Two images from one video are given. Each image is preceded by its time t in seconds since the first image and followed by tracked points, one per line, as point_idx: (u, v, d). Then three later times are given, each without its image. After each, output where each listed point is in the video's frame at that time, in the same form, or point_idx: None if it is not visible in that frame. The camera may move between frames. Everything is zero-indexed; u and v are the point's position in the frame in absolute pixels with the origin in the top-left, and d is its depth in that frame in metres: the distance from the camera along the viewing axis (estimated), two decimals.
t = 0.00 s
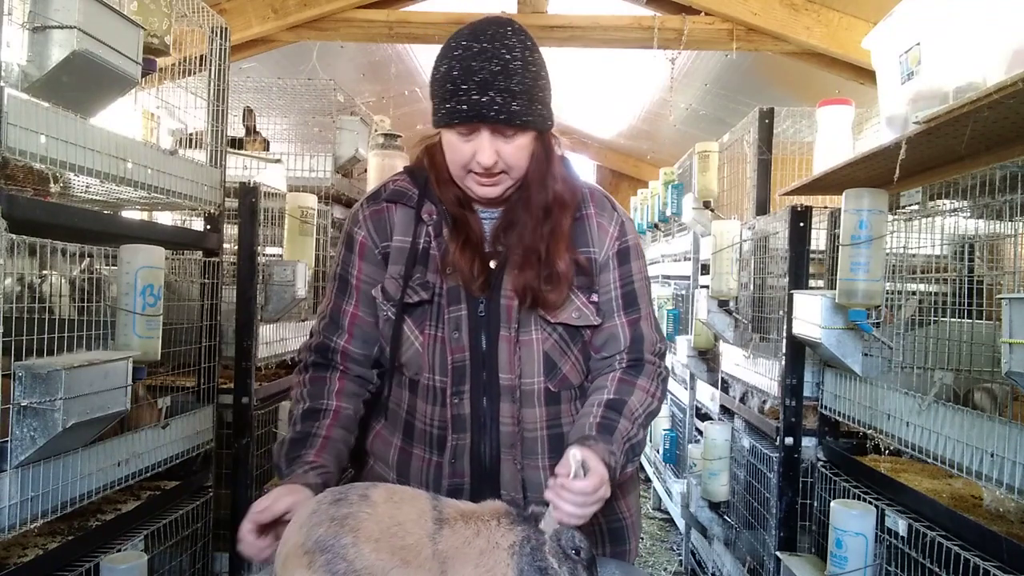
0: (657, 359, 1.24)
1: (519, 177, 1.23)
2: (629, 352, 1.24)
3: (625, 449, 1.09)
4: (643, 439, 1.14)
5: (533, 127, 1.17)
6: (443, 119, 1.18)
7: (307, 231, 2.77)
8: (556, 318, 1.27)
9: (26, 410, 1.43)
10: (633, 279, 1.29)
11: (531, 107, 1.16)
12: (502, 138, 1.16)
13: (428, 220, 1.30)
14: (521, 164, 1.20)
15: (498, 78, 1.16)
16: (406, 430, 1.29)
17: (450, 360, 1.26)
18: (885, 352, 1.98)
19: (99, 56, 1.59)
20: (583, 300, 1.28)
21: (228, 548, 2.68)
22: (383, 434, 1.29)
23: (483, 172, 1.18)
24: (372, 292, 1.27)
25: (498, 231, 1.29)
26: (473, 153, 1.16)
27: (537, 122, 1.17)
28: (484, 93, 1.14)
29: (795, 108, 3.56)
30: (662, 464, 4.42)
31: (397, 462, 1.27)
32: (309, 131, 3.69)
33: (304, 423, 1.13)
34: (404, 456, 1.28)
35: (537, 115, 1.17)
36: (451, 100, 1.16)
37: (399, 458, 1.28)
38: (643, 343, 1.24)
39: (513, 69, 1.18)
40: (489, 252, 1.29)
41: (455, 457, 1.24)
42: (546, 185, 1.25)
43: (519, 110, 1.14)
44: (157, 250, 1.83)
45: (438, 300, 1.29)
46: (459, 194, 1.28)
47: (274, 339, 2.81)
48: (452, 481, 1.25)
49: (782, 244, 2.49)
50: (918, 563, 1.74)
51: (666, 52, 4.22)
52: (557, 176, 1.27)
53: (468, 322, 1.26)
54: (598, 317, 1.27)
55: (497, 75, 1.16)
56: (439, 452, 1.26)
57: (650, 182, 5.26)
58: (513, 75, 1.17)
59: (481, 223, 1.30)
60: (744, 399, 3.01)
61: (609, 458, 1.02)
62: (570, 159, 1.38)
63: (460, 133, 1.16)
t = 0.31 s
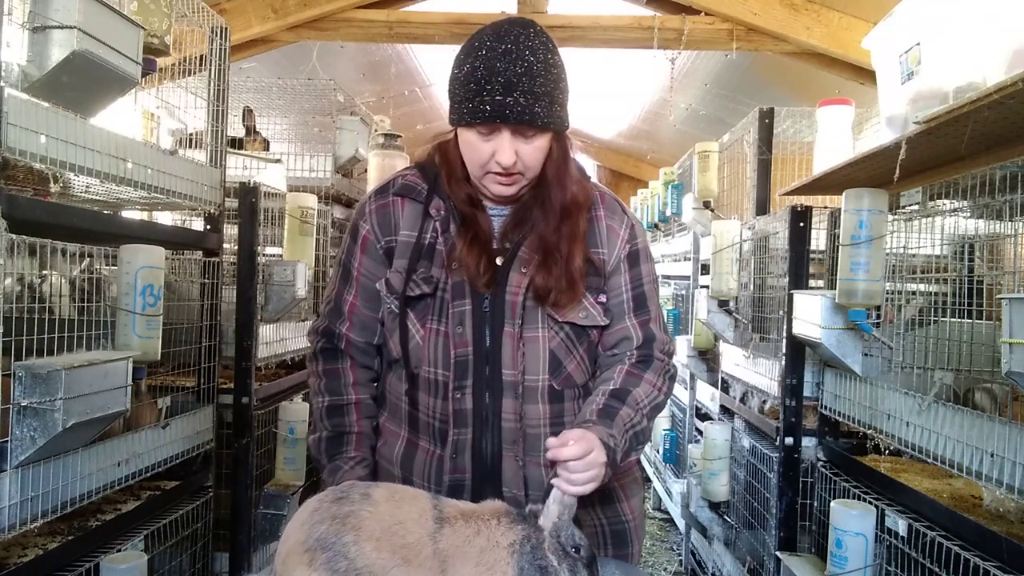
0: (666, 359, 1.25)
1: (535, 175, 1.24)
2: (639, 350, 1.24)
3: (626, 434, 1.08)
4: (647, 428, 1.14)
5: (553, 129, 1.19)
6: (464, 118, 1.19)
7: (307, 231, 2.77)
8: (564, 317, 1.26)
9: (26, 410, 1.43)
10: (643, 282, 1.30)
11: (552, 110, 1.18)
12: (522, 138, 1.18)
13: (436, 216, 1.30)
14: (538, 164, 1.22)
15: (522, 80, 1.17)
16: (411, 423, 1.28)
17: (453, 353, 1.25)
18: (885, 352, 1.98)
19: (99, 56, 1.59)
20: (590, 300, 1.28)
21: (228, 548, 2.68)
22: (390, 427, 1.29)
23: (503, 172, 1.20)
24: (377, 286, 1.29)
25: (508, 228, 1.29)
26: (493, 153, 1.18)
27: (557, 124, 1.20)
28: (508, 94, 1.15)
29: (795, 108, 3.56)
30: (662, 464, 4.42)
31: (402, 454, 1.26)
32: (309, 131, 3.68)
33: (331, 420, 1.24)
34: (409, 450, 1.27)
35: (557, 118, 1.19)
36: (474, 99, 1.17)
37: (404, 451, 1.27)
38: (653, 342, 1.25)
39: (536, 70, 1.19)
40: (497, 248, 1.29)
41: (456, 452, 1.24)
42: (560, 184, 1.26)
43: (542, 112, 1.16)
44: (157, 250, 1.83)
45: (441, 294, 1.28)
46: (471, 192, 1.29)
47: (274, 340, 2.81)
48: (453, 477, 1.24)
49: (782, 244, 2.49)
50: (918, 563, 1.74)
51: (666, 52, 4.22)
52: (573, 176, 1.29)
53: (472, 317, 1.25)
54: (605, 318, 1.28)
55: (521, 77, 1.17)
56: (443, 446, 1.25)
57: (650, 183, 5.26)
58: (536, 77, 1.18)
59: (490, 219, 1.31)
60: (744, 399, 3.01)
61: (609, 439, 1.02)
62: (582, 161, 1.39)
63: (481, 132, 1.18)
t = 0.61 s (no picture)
0: (675, 358, 1.27)
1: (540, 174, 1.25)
2: (650, 348, 1.26)
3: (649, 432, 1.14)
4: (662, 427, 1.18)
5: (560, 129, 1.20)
6: (472, 117, 1.20)
7: (307, 231, 2.77)
8: (565, 314, 1.27)
9: (26, 410, 1.43)
10: (649, 282, 1.31)
11: (560, 110, 1.19)
12: (530, 137, 1.19)
13: (441, 213, 1.31)
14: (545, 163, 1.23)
15: (530, 80, 1.18)
16: (413, 420, 1.28)
17: (454, 349, 1.25)
18: (885, 351, 1.98)
19: (99, 56, 1.59)
20: (593, 299, 1.29)
21: (228, 548, 2.68)
22: (393, 423, 1.29)
23: (510, 171, 1.20)
24: (380, 282, 1.30)
25: (512, 225, 1.30)
26: (501, 151, 1.19)
27: (564, 124, 1.21)
28: (516, 94, 1.16)
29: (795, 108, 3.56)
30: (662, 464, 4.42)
31: (403, 451, 1.26)
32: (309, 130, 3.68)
33: (336, 407, 1.24)
34: (411, 446, 1.26)
35: (564, 118, 1.20)
36: (483, 100, 1.18)
37: (406, 448, 1.27)
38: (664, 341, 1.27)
39: (544, 70, 1.20)
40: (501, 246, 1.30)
41: (456, 447, 1.23)
42: (565, 182, 1.27)
43: (549, 113, 1.17)
44: (157, 250, 1.83)
45: (444, 291, 1.29)
46: (476, 193, 1.30)
47: (274, 340, 2.80)
48: (453, 473, 1.23)
49: (782, 244, 2.49)
50: (918, 563, 1.74)
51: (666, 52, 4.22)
52: (579, 176, 1.30)
53: (473, 312, 1.25)
54: (607, 317, 1.29)
55: (529, 77, 1.18)
56: (443, 442, 1.25)
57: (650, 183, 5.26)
58: (544, 77, 1.19)
59: (495, 218, 1.31)
60: (744, 399, 3.01)
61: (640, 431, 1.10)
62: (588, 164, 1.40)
63: (489, 131, 1.19)
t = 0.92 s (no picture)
0: (658, 364, 1.23)
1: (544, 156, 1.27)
2: (628, 355, 1.24)
3: (606, 470, 1.07)
4: (631, 454, 1.13)
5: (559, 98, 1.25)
6: (476, 88, 1.25)
7: (307, 231, 2.77)
8: (566, 310, 1.26)
9: (26, 410, 1.43)
10: (643, 283, 1.28)
11: (558, 78, 1.24)
12: (530, 106, 1.23)
13: (446, 211, 1.31)
14: (546, 136, 1.25)
15: (530, 49, 1.23)
16: (414, 415, 1.28)
17: (457, 345, 1.25)
18: (885, 351, 1.98)
19: (99, 56, 1.59)
20: (594, 296, 1.27)
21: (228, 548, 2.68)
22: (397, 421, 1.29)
23: (511, 139, 1.22)
24: (386, 277, 1.31)
25: (515, 220, 1.30)
26: (502, 120, 1.23)
27: (564, 97, 1.26)
28: (516, 60, 1.22)
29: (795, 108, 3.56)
30: (662, 464, 4.42)
31: (405, 448, 1.27)
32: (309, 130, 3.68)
33: (348, 398, 1.24)
34: (413, 444, 1.27)
35: (562, 88, 1.25)
36: (485, 68, 1.24)
37: (408, 445, 1.27)
38: (645, 347, 1.24)
39: (543, 43, 1.26)
40: (504, 243, 1.30)
41: (458, 443, 1.24)
42: (568, 170, 1.30)
43: (549, 78, 1.22)
44: (157, 250, 1.83)
45: (448, 287, 1.29)
46: (483, 185, 1.31)
47: (274, 340, 2.80)
48: (455, 470, 1.24)
49: (782, 244, 2.49)
50: (918, 563, 1.74)
51: (666, 52, 4.21)
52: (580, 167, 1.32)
53: (476, 309, 1.26)
54: (608, 314, 1.27)
55: (529, 46, 1.24)
56: (445, 439, 1.25)
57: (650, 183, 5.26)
58: (543, 48, 1.25)
59: (499, 214, 1.32)
60: (744, 399, 3.02)
61: (581, 484, 1.00)
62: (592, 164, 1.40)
63: (491, 100, 1.24)
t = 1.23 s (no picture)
0: (654, 359, 1.21)
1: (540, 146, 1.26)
2: (624, 352, 1.23)
3: (603, 458, 1.06)
4: (628, 447, 1.12)
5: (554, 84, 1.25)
6: (471, 75, 1.26)
7: (307, 231, 2.77)
8: (556, 307, 1.26)
9: (26, 410, 1.43)
10: (637, 278, 1.28)
11: (553, 64, 1.24)
12: (525, 92, 1.23)
13: (438, 210, 1.31)
14: (542, 122, 1.25)
15: (524, 35, 1.24)
16: (408, 413, 1.30)
17: (449, 343, 1.25)
18: (885, 352, 1.98)
19: (99, 56, 1.59)
20: (585, 293, 1.27)
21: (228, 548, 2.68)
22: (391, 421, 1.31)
23: (506, 124, 1.22)
24: (378, 277, 1.32)
25: (507, 217, 1.30)
26: (497, 105, 1.23)
27: (558, 86, 1.26)
28: (511, 44, 1.23)
29: (796, 108, 3.56)
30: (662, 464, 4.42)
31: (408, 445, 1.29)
32: (309, 130, 3.68)
33: (351, 398, 1.24)
34: (406, 443, 1.28)
35: (558, 75, 1.25)
36: (480, 56, 1.25)
37: (401, 443, 1.29)
38: (640, 343, 1.23)
39: (537, 30, 1.27)
40: (496, 242, 1.29)
41: (451, 442, 1.23)
42: (564, 163, 1.30)
43: (544, 64, 1.23)
44: (157, 250, 1.83)
45: (440, 285, 1.29)
46: (476, 183, 1.31)
47: (274, 340, 2.80)
48: (448, 469, 1.23)
49: (782, 244, 2.49)
50: (918, 563, 1.74)
51: (666, 52, 4.21)
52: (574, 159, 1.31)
53: (468, 307, 1.25)
54: (599, 311, 1.27)
55: (523, 32, 1.25)
56: (438, 438, 1.26)
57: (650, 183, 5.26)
58: (538, 34, 1.26)
59: (492, 212, 1.32)
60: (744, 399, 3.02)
61: (580, 467, 1.00)
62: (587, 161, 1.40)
63: (487, 86, 1.24)
